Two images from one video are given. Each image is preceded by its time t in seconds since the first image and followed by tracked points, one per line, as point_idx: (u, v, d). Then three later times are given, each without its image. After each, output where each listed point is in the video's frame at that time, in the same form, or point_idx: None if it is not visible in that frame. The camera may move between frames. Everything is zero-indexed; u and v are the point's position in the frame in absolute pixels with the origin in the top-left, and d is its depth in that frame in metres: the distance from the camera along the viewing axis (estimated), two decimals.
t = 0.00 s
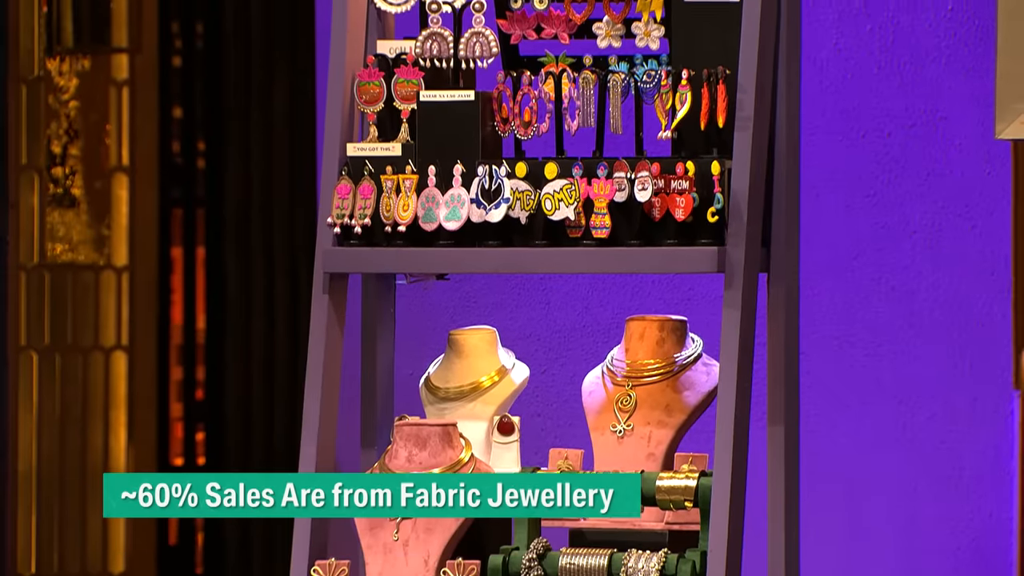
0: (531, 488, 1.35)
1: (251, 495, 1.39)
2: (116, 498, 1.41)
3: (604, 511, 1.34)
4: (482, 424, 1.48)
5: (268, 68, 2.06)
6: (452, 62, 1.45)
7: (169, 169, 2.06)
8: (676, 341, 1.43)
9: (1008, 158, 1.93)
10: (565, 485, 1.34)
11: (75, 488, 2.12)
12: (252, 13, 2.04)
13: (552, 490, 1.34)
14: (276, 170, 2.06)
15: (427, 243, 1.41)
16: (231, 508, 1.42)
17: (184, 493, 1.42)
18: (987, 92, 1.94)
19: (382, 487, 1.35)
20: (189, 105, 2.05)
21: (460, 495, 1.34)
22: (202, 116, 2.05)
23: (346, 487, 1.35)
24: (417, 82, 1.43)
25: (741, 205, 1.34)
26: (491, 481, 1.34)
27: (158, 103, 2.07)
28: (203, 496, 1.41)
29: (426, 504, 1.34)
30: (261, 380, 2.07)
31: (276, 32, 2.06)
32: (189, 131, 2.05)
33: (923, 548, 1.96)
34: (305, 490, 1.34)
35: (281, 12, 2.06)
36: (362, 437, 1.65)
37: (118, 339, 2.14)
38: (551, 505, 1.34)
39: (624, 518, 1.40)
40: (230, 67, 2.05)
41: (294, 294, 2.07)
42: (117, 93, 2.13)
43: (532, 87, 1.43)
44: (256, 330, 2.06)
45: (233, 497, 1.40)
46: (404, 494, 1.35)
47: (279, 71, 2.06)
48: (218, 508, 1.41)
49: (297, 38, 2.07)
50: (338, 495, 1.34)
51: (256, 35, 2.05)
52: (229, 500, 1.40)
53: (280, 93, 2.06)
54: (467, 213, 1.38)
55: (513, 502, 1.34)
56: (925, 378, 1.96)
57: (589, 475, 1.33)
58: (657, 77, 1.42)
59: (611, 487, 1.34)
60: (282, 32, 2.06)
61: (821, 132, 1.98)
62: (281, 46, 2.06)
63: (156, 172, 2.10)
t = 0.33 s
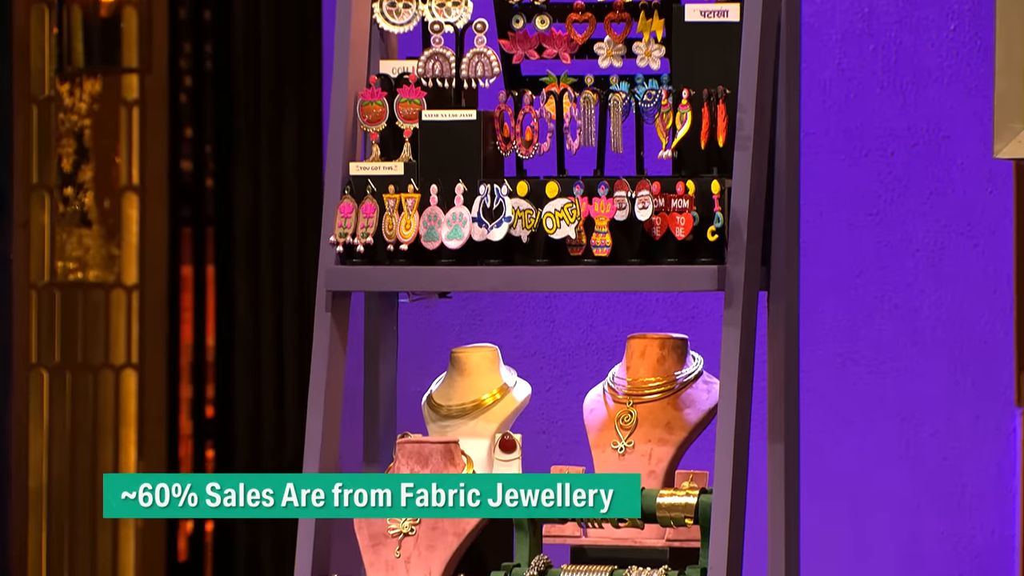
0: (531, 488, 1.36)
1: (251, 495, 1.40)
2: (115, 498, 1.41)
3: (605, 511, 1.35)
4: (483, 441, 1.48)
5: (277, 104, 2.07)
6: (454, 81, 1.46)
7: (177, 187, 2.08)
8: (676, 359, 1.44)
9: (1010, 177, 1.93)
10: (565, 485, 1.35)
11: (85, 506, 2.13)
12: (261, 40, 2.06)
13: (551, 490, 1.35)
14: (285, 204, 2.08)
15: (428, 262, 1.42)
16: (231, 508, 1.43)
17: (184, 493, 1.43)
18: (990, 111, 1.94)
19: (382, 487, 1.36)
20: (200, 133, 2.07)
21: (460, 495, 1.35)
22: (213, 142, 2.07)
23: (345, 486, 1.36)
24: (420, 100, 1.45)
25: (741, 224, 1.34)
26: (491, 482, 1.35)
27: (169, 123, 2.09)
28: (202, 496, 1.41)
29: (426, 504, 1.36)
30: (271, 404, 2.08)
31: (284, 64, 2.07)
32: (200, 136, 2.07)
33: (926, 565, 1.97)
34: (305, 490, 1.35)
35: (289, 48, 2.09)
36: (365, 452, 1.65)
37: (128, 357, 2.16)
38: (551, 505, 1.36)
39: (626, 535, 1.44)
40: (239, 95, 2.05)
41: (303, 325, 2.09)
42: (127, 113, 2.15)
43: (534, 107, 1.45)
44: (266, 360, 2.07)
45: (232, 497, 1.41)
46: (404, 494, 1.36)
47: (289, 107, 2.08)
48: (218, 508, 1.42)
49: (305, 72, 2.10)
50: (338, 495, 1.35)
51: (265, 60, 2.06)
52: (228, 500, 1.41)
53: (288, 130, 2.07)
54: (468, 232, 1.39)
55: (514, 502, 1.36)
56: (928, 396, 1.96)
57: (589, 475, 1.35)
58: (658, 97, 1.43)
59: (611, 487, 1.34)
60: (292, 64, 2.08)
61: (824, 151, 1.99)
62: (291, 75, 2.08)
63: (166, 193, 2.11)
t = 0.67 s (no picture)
0: (531, 488, 1.38)
1: (251, 495, 1.44)
2: (116, 498, 1.45)
3: (605, 512, 1.36)
4: (485, 460, 1.49)
5: (286, 106, 2.07)
6: (457, 103, 1.47)
7: (188, 209, 2.11)
8: (677, 379, 1.45)
9: (1013, 198, 1.92)
10: (565, 485, 1.37)
11: (96, 527, 2.14)
12: (271, 52, 2.07)
13: (552, 490, 1.37)
14: (295, 206, 2.07)
15: (431, 282, 1.43)
16: (231, 508, 1.46)
17: (184, 493, 1.46)
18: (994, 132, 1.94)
19: (382, 487, 1.40)
20: (210, 158, 2.09)
21: (460, 495, 1.39)
22: (223, 171, 2.08)
23: (346, 487, 1.38)
24: (422, 122, 1.45)
25: (741, 246, 1.35)
26: (491, 482, 1.38)
27: (180, 145, 2.11)
28: (203, 496, 1.45)
29: (426, 504, 1.39)
30: (280, 417, 2.08)
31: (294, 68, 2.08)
32: (211, 157, 2.09)
33: None
34: (305, 490, 1.37)
35: (299, 43, 2.08)
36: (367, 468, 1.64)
37: (138, 378, 2.15)
38: (551, 505, 1.37)
39: (627, 555, 1.44)
40: (250, 113, 2.06)
41: (312, 332, 2.09)
42: (139, 135, 2.15)
43: (536, 128, 1.46)
44: (273, 370, 2.07)
45: (233, 498, 1.45)
46: (404, 494, 1.40)
47: (297, 106, 2.08)
48: (218, 508, 1.46)
49: (314, 73, 2.10)
50: (338, 495, 1.38)
51: (275, 64, 2.07)
52: (229, 500, 1.45)
53: (298, 132, 2.07)
54: (471, 252, 1.40)
55: (513, 502, 1.38)
56: (932, 416, 1.95)
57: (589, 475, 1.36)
58: (659, 119, 1.44)
59: (612, 487, 1.36)
60: (300, 69, 2.08)
61: (829, 173, 1.99)
62: (299, 79, 2.08)
63: (177, 214, 2.12)
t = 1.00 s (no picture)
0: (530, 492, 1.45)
1: (251, 495, 1.49)
2: (116, 498, 1.51)
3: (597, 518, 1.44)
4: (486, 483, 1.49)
5: (296, 125, 2.07)
6: (457, 126, 1.48)
7: (196, 232, 2.11)
8: (677, 402, 1.46)
9: (1015, 222, 1.93)
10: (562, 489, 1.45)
11: (104, 549, 2.15)
12: (279, 66, 2.08)
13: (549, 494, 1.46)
14: (303, 225, 2.08)
15: (431, 305, 1.44)
16: (229, 509, 1.50)
17: (183, 494, 1.51)
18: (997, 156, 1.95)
19: (382, 488, 1.43)
20: (217, 184, 2.10)
21: (461, 497, 1.44)
22: (231, 201, 2.09)
23: (345, 487, 1.41)
24: (423, 146, 1.46)
25: (740, 268, 1.35)
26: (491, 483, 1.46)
27: (187, 167, 2.12)
28: (203, 496, 1.50)
29: (426, 506, 1.43)
30: (289, 436, 2.08)
31: (303, 96, 2.07)
32: (218, 182, 2.10)
33: None
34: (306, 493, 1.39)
35: (308, 91, 2.08)
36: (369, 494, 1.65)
37: (146, 401, 2.16)
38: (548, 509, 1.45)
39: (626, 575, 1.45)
40: (258, 136, 2.08)
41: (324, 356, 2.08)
42: (147, 158, 2.17)
43: (535, 152, 1.47)
44: (282, 395, 2.07)
45: (233, 498, 1.49)
46: (404, 496, 1.44)
47: (305, 141, 2.07)
48: (217, 508, 1.50)
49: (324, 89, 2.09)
50: (338, 495, 1.40)
51: (283, 80, 2.07)
52: (228, 500, 1.49)
53: (306, 160, 2.07)
54: (471, 275, 1.41)
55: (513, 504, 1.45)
56: (934, 439, 1.95)
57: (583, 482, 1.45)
58: (658, 142, 1.45)
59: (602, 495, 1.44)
60: (309, 98, 2.08)
61: (830, 197, 2.00)
62: (309, 105, 2.07)
63: (184, 238, 2.13)
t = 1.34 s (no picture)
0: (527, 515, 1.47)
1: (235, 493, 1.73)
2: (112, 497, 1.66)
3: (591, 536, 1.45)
4: (486, 502, 1.50)
5: (301, 152, 2.08)
6: (457, 148, 1.49)
7: (203, 253, 2.12)
8: (676, 422, 1.47)
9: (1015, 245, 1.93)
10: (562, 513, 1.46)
11: (110, 568, 2.14)
12: (285, 88, 2.08)
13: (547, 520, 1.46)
14: (309, 256, 2.08)
15: (431, 325, 1.44)
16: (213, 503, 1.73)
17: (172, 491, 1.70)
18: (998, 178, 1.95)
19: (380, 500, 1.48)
20: (225, 209, 2.11)
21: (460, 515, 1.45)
22: (239, 226, 2.10)
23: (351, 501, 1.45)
24: (423, 167, 1.47)
25: (738, 288, 1.37)
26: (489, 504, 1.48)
27: (195, 192, 2.12)
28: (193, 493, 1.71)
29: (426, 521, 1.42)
30: (295, 460, 2.09)
31: (308, 132, 2.08)
32: (225, 203, 2.10)
33: None
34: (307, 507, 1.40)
35: (313, 103, 2.08)
36: (369, 515, 1.66)
37: (154, 422, 2.14)
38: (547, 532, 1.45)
39: None
40: (263, 172, 2.08)
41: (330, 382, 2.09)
42: (154, 181, 2.14)
43: (535, 174, 1.48)
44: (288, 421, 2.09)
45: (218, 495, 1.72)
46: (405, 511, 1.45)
47: (310, 160, 2.08)
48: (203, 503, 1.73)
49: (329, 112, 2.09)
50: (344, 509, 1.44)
51: (288, 107, 2.08)
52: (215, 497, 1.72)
53: (310, 194, 2.07)
54: (470, 296, 1.41)
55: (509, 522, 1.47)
56: (935, 460, 1.96)
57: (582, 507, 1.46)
58: (657, 164, 1.46)
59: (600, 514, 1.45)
60: (314, 133, 2.08)
61: (831, 219, 1.99)
62: (313, 133, 2.08)
63: (192, 259, 2.13)
